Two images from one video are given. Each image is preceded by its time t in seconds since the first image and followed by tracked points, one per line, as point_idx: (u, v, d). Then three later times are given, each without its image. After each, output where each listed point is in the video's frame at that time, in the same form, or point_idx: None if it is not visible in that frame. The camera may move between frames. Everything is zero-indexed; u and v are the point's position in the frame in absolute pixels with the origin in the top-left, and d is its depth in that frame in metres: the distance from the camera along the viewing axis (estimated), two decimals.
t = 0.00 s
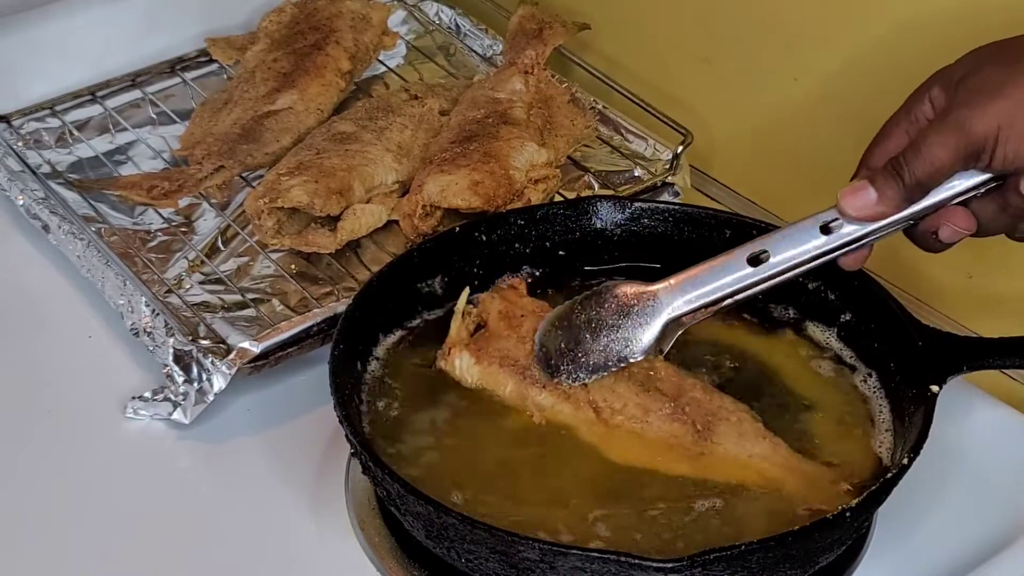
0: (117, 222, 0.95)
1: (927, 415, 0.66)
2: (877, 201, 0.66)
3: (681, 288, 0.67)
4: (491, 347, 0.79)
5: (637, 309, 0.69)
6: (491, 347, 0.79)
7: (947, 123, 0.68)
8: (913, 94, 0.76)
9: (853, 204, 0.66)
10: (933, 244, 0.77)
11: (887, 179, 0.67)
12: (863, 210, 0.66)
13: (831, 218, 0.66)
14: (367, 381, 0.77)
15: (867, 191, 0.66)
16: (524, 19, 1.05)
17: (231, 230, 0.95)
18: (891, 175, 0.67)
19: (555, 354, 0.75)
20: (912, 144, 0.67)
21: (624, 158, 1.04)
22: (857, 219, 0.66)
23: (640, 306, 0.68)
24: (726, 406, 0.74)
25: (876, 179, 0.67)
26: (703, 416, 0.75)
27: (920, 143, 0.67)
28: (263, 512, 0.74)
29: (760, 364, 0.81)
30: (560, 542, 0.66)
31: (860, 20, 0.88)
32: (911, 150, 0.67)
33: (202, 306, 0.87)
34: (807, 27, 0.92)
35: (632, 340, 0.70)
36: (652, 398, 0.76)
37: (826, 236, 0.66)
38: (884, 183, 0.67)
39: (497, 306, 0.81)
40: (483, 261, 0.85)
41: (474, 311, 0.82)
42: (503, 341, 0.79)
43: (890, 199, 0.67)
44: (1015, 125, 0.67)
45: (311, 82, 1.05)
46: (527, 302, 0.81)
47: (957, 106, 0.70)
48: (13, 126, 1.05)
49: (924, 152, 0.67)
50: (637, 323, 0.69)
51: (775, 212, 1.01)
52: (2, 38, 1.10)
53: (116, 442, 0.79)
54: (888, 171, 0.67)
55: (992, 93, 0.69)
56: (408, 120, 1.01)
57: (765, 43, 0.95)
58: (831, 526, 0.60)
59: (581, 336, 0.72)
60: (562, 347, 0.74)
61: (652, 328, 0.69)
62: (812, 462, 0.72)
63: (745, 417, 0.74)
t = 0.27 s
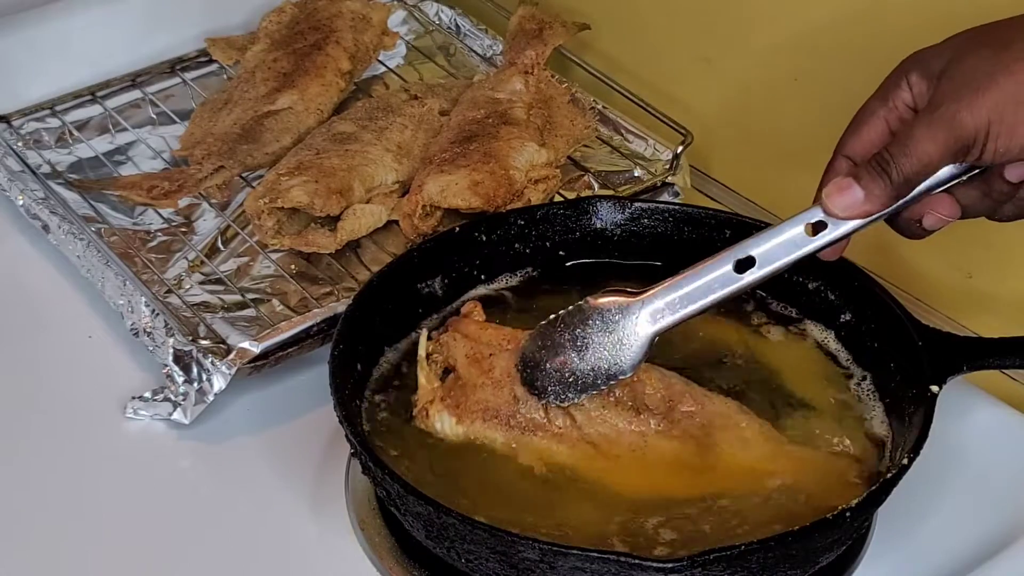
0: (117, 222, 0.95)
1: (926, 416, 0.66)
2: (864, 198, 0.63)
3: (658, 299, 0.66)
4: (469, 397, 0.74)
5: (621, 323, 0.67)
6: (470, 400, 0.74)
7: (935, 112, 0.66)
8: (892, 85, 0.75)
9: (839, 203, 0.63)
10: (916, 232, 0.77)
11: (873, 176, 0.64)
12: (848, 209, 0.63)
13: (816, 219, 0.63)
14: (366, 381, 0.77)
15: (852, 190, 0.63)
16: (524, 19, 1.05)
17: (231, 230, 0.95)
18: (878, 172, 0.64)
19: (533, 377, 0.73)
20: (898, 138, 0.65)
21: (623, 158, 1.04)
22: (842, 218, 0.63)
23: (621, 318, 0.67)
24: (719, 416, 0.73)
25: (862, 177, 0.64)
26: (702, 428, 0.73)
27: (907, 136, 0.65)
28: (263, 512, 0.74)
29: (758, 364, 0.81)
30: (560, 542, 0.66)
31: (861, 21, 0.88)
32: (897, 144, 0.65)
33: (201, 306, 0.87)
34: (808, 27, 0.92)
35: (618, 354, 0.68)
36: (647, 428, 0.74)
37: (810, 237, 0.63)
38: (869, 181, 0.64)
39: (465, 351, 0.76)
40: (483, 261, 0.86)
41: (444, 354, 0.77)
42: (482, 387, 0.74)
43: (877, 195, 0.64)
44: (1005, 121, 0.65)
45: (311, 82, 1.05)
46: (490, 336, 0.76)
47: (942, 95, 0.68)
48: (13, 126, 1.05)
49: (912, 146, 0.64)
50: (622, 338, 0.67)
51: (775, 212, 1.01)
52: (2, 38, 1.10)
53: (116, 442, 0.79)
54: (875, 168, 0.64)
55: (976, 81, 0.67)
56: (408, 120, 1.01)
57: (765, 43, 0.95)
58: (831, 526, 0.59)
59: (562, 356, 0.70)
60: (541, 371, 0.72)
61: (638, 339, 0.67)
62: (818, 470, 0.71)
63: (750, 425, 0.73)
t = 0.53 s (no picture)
0: (117, 222, 0.95)
1: (927, 415, 0.66)
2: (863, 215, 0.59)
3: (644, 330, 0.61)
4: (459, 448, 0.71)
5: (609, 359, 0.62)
6: (460, 453, 0.70)
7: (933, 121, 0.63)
8: (876, 78, 0.72)
9: (837, 221, 0.59)
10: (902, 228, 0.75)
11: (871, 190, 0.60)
12: (847, 224, 0.59)
13: (811, 232, 0.59)
14: (370, 381, 0.77)
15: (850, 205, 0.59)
16: (524, 19, 1.05)
17: (231, 230, 0.95)
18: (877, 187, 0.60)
19: (520, 406, 0.68)
20: (896, 147, 0.62)
21: (624, 158, 1.04)
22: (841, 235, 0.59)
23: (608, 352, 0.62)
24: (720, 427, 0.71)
25: (858, 189, 0.60)
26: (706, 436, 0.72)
27: (905, 147, 0.62)
28: (263, 513, 0.74)
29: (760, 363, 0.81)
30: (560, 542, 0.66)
31: (861, 21, 0.87)
32: (894, 154, 0.61)
33: (201, 305, 0.87)
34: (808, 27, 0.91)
35: (610, 388, 0.63)
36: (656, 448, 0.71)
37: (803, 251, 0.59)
38: (866, 195, 0.60)
39: (445, 400, 0.71)
40: (483, 261, 0.86)
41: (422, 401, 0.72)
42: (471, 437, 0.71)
43: (876, 212, 0.60)
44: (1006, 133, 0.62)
45: (311, 82, 1.05)
46: (466, 377, 0.71)
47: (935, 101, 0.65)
48: (13, 126, 1.05)
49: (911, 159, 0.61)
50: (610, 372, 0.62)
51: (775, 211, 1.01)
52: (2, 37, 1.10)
53: (116, 442, 0.79)
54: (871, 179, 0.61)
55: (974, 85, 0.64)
56: (408, 120, 1.01)
57: (765, 42, 0.95)
58: (831, 526, 0.59)
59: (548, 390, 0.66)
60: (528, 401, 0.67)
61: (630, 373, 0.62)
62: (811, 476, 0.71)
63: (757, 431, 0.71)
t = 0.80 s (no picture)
0: (117, 222, 0.95)
1: (927, 416, 0.66)
2: (878, 254, 0.62)
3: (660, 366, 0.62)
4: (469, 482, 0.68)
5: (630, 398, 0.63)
6: (471, 487, 0.68)
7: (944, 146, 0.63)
8: (885, 89, 0.72)
9: (854, 265, 0.62)
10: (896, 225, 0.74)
11: (885, 228, 0.62)
12: (862, 263, 0.62)
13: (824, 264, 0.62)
14: (368, 381, 0.77)
15: (864, 248, 0.62)
16: (524, 19, 1.05)
17: (231, 230, 0.95)
18: (892, 226, 0.62)
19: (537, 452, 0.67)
20: (915, 185, 0.61)
21: (624, 158, 1.04)
22: (857, 270, 0.63)
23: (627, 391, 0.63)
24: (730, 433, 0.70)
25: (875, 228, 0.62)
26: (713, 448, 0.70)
27: (924, 185, 0.61)
28: (263, 513, 0.74)
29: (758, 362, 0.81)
30: (560, 542, 0.66)
31: (861, 21, 0.87)
32: (905, 186, 0.62)
33: (201, 305, 0.87)
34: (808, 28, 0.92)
35: (633, 429, 0.65)
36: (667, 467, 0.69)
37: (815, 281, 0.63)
38: (881, 235, 0.62)
39: (450, 436, 0.68)
40: (483, 261, 0.85)
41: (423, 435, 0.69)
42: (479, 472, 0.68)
43: (891, 250, 0.62)
44: None
45: (311, 82, 1.05)
46: (462, 409, 0.68)
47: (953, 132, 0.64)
48: (13, 126, 1.05)
49: (924, 189, 0.61)
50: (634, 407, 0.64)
51: (775, 211, 1.01)
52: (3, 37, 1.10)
53: (116, 442, 0.79)
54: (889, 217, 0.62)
55: (985, 103, 0.63)
56: (408, 120, 1.01)
57: (765, 42, 0.95)
58: (831, 526, 0.59)
59: (567, 429, 0.66)
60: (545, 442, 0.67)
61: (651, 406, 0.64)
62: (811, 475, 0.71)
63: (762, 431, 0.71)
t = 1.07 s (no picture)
0: (117, 222, 0.95)
1: (927, 416, 0.65)
2: (906, 283, 0.62)
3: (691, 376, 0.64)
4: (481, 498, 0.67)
5: (651, 417, 0.65)
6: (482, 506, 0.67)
7: (983, 179, 0.62)
8: (924, 109, 0.72)
9: (880, 293, 0.62)
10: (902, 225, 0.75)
11: (915, 259, 0.61)
12: (887, 291, 0.62)
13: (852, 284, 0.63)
14: (367, 382, 0.77)
15: (893, 277, 0.61)
16: (524, 19, 1.05)
17: (231, 230, 0.95)
18: (923, 259, 0.61)
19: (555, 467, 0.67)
20: (951, 223, 0.60)
21: (623, 158, 1.04)
22: (884, 298, 0.62)
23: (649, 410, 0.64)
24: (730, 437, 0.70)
25: (905, 258, 0.61)
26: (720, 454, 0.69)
27: (959, 225, 0.60)
28: (263, 513, 0.74)
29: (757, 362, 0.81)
30: (560, 542, 0.66)
31: (861, 20, 0.87)
32: (940, 218, 0.61)
33: (201, 305, 0.86)
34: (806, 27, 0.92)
35: (652, 443, 0.66)
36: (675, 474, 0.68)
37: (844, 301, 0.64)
38: (911, 265, 0.61)
39: (460, 460, 0.67)
40: (483, 261, 0.85)
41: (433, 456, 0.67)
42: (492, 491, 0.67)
43: (920, 279, 0.62)
44: None
45: (311, 82, 1.05)
46: (477, 435, 0.66)
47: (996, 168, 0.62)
48: (13, 126, 1.05)
49: (959, 224, 0.60)
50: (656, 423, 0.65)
51: (775, 212, 1.01)
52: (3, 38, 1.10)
53: (116, 442, 0.79)
54: (920, 249, 0.61)
55: None
56: (408, 120, 1.01)
57: (764, 41, 0.95)
58: (831, 526, 0.59)
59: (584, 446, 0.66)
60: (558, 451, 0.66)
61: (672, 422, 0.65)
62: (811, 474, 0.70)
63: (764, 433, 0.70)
